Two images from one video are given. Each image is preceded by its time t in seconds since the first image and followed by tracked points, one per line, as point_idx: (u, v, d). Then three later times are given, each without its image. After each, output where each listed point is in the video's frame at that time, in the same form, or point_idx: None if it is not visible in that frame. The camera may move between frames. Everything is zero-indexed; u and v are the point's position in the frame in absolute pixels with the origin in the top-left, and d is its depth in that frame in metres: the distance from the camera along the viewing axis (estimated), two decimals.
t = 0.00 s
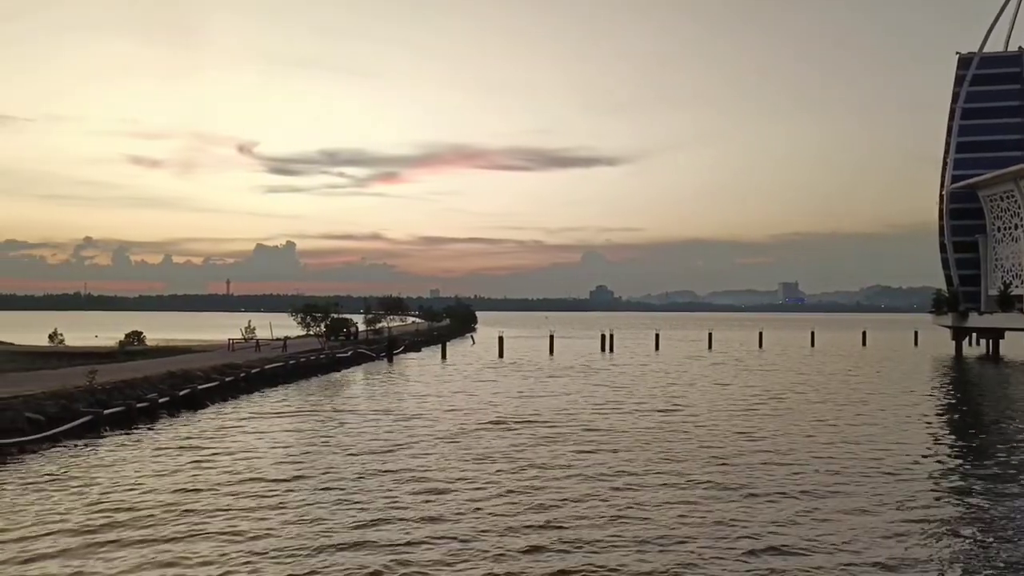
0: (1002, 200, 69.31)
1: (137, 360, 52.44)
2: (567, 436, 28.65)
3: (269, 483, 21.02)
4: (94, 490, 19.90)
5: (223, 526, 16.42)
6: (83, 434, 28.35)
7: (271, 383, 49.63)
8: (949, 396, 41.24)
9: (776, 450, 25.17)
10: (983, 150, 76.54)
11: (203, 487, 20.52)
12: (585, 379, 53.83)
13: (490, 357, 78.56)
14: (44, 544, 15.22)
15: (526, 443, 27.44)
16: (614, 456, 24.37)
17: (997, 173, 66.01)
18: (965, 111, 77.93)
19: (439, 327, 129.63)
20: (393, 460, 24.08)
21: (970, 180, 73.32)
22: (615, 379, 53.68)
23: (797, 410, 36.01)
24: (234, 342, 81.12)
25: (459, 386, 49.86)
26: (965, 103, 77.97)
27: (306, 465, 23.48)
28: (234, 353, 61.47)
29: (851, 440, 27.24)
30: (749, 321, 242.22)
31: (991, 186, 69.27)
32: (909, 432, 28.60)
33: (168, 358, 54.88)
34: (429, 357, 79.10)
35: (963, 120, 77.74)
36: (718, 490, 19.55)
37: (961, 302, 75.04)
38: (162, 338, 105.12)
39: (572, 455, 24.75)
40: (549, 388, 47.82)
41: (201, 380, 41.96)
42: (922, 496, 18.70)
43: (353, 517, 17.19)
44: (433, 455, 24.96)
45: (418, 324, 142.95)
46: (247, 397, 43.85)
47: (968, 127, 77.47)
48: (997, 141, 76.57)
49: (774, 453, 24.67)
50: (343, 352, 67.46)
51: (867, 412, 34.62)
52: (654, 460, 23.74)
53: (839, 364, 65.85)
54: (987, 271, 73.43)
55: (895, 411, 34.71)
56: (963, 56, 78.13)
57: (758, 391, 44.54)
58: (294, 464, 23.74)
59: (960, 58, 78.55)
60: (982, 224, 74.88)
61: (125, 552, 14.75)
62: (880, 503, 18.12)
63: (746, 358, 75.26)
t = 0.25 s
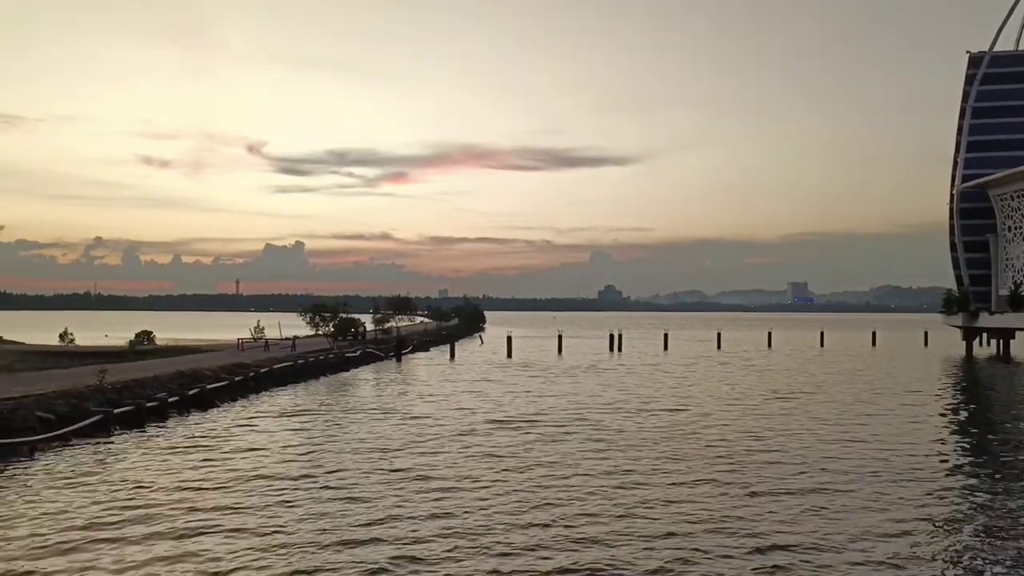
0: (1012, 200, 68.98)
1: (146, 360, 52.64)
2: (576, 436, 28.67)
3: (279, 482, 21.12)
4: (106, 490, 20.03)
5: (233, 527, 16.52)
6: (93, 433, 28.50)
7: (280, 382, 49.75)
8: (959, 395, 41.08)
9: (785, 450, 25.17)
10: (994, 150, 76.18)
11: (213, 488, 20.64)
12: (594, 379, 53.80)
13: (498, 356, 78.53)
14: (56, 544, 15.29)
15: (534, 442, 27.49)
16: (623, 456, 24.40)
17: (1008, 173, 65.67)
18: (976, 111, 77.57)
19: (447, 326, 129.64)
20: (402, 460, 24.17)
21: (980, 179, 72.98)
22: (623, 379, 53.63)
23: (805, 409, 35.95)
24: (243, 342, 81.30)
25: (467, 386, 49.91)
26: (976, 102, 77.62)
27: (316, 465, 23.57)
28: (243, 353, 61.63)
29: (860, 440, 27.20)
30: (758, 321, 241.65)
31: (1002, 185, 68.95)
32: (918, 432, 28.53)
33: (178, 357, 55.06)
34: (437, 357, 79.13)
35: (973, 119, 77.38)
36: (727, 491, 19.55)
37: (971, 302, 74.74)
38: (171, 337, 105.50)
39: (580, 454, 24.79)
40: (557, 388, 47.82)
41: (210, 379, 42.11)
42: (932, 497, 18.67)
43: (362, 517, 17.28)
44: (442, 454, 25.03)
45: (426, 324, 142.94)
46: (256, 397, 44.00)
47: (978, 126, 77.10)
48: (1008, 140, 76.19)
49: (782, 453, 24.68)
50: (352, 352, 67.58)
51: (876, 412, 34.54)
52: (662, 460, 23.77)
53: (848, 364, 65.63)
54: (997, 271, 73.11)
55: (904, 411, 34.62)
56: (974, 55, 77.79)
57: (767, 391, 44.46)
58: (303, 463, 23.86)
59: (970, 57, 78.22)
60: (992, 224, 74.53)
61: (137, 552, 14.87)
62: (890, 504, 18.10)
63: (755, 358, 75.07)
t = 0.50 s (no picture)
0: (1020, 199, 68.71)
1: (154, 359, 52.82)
2: (581, 436, 28.69)
3: (284, 482, 21.17)
4: (113, 489, 20.13)
5: (240, 527, 16.60)
6: (101, 433, 28.62)
7: (286, 382, 49.83)
8: (966, 395, 40.95)
9: (790, 450, 25.13)
10: (1002, 149, 75.87)
11: (219, 487, 20.72)
12: (599, 378, 53.75)
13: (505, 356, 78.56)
14: (61, 543, 15.33)
15: (540, 441, 27.51)
16: (628, 456, 24.42)
17: (1016, 172, 65.41)
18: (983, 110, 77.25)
19: (454, 326, 129.63)
20: (407, 458, 24.24)
21: (988, 178, 72.69)
22: (629, 378, 53.59)
23: (811, 409, 35.87)
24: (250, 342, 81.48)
25: (473, 386, 49.91)
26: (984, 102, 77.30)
27: (322, 464, 23.66)
28: (250, 353, 61.83)
29: (867, 440, 27.13)
30: (765, 321, 241.17)
31: (1009, 185, 68.67)
32: (924, 432, 28.47)
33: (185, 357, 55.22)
34: (443, 357, 79.19)
35: (981, 119, 77.09)
36: (732, 491, 19.50)
37: (979, 302, 74.50)
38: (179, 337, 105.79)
39: (585, 454, 24.81)
40: (563, 388, 47.84)
41: (218, 378, 42.26)
42: (938, 497, 18.59)
43: (367, 517, 17.34)
44: (447, 453, 25.06)
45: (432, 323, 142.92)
46: (262, 396, 44.11)
47: (986, 125, 76.78)
48: (1016, 140, 75.87)
49: (788, 453, 24.67)
50: (359, 351, 67.67)
51: (882, 411, 34.45)
52: (668, 459, 23.78)
53: (856, 364, 65.45)
54: (1005, 271, 72.84)
55: (910, 410, 34.55)
56: (982, 54, 77.54)
57: (773, 391, 44.38)
58: (309, 462, 23.91)
59: (978, 56, 77.95)
60: (1000, 223, 74.25)
61: (142, 550, 14.97)
62: (896, 504, 18.02)
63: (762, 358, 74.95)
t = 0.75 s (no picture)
0: None
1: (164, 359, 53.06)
2: (589, 435, 28.69)
3: (292, 480, 21.27)
4: (123, 486, 20.27)
5: (248, 524, 16.69)
6: (112, 431, 28.82)
7: (296, 381, 50.00)
8: (977, 395, 40.69)
9: (799, 450, 25.07)
10: (1014, 148, 75.37)
11: (228, 484, 20.83)
12: (609, 378, 53.69)
13: (514, 356, 78.57)
14: (69, 541, 15.41)
15: (548, 441, 27.52)
16: (636, 455, 24.42)
17: None
18: (995, 109, 76.79)
19: (463, 326, 129.68)
20: (415, 457, 24.31)
21: (999, 177, 72.23)
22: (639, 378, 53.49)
23: (821, 410, 35.72)
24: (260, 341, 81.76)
25: (482, 385, 49.96)
26: (995, 101, 76.84)
27: (330, 462, 23.77)
28: (261, 352, 62.04)
29: (876, 440, 27.02)
30: (776, 321, 240.20)
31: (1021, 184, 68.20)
32: (934, 432, 28.33)
33: (196, 356, 55.46)
34: (452, 357, 79.26)
35: (992, 118, 76.64)
36: (741, 490, 19.42)
37: (991, 302, 74.03)
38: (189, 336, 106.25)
39: (593, 453, 24.80)
40: (572, 387, 47.83)
41: (228, 378, 42.45)
42: (949, 496, 18.46)
43: (374, 514, 17.41)
44: (455, 452, 25.13)
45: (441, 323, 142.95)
46: (272, 395, 44.28)
47: (998, 124, 76.31)
48: None
49: (796, 452, 24.61)
50: (368, 351, 67.77)
51: (893, 412, 34.29)
52: (676, 459, 23.76)
53: (867, 364, 65.13)
54: (1017, 270, 72.36)
55: (920, 411, 34.36)
56: (993, 53, 77.10)
57: (783, 391, 44.23)
58: (317, 461, 24.01)
59: (989, 55, 77.50)
60: (1012, 223, 73.77)
61: (151, 546, 15.08)
62: (905, 503, 17.91)
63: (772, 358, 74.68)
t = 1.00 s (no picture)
0: None
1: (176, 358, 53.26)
2: (598, 435, 28.64)
3: (302, 478, 21.31)
4: (134, 484, 20.39)
5: (257, 521, 16.74)
6: (123, 430, 28.98)
7: (306, 380, 50.11)
8: (991, 395, 40.36)
9: (809, 450, 24.95)
10: None
11: (237, 481, 20.91)
12: (619, 378, 53.58)
13: (524, 356, 78.50)
14: (81, 538, 15.47)
15: (557, 440, 27.49)
16: (645, 455, 24.37)
17: None
18: (1009, 107, 76.19)
19: (474, 325, 129.67)
20: (424, 456, 24.34)
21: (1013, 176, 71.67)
22: (649, 378, 53.36)
23: (833, 409, 35.52)
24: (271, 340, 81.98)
25: (492, 384, 49.97)
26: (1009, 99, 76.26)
27: (340, 461, 23.83)
28: (272, 352, 62.22)
29: (888, 440, 26.85)
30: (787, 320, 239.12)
31: None
32: (946, 433, 28.13)
33: (207, 355, 55.69)
34: (462, 356, 79.27)
35: (1006, 116, 76.06)
36: (752, 489, 19.33)
37: (1005, 301, 73.46)
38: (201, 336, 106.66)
39: (603, 453, 24.76)
40: (582, 387, 47.75)
41: (239, 376, 42.61)
42: (962, 496, 18.33)
43: (383, 511, 17.44)
44: (464, 451, 25.13)
45: (452, 323, 142.95)
46: (283, 394, 44.41)
47: (1012, 122, 75.70)
48: None
49: (807, 452, 24.50)
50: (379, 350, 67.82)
51: (905, 412, 34.06)
52: (685, 458, 23.70)
53: (879, 364, 64.74)
54: None
55: (932, 411, 34.11)
56: (1007, 51, 76.53)
57: (794, 390, 44.02)
58: (327, 459, 24.08)
59: (1003, 53, 76.93)
60: None
61: (160, 543, 15.16)
62: (917, 503, 17.80)
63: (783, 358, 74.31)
